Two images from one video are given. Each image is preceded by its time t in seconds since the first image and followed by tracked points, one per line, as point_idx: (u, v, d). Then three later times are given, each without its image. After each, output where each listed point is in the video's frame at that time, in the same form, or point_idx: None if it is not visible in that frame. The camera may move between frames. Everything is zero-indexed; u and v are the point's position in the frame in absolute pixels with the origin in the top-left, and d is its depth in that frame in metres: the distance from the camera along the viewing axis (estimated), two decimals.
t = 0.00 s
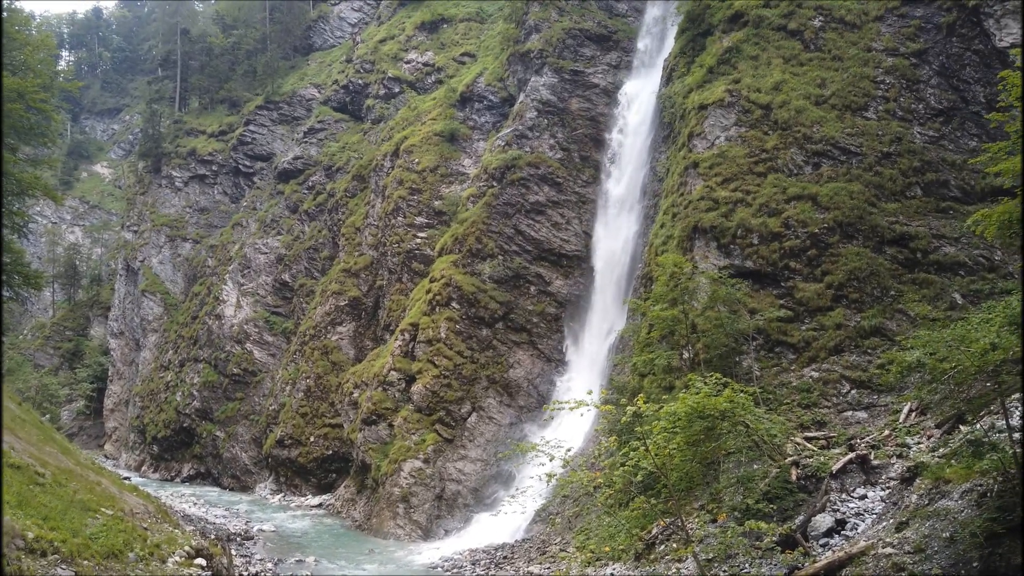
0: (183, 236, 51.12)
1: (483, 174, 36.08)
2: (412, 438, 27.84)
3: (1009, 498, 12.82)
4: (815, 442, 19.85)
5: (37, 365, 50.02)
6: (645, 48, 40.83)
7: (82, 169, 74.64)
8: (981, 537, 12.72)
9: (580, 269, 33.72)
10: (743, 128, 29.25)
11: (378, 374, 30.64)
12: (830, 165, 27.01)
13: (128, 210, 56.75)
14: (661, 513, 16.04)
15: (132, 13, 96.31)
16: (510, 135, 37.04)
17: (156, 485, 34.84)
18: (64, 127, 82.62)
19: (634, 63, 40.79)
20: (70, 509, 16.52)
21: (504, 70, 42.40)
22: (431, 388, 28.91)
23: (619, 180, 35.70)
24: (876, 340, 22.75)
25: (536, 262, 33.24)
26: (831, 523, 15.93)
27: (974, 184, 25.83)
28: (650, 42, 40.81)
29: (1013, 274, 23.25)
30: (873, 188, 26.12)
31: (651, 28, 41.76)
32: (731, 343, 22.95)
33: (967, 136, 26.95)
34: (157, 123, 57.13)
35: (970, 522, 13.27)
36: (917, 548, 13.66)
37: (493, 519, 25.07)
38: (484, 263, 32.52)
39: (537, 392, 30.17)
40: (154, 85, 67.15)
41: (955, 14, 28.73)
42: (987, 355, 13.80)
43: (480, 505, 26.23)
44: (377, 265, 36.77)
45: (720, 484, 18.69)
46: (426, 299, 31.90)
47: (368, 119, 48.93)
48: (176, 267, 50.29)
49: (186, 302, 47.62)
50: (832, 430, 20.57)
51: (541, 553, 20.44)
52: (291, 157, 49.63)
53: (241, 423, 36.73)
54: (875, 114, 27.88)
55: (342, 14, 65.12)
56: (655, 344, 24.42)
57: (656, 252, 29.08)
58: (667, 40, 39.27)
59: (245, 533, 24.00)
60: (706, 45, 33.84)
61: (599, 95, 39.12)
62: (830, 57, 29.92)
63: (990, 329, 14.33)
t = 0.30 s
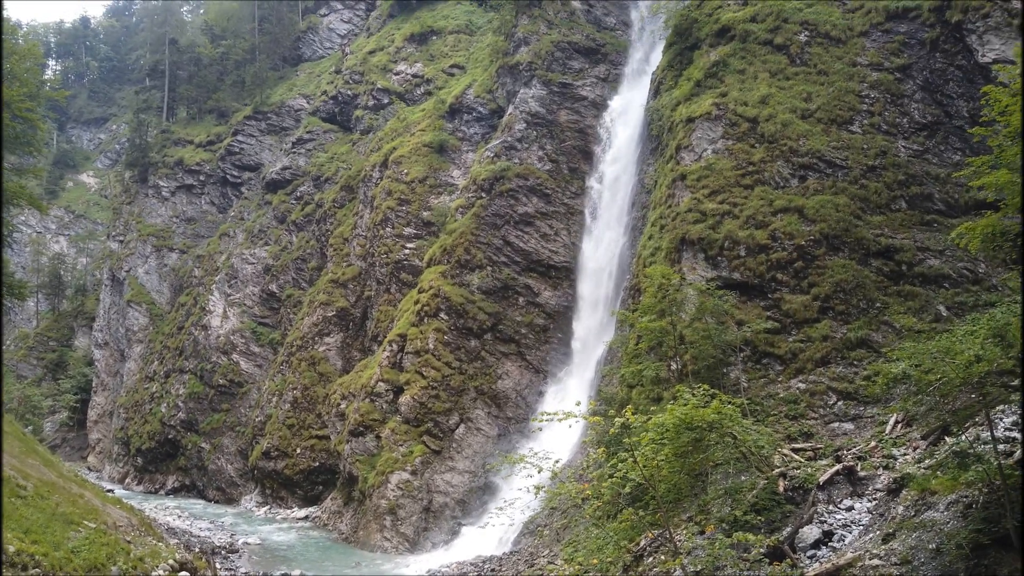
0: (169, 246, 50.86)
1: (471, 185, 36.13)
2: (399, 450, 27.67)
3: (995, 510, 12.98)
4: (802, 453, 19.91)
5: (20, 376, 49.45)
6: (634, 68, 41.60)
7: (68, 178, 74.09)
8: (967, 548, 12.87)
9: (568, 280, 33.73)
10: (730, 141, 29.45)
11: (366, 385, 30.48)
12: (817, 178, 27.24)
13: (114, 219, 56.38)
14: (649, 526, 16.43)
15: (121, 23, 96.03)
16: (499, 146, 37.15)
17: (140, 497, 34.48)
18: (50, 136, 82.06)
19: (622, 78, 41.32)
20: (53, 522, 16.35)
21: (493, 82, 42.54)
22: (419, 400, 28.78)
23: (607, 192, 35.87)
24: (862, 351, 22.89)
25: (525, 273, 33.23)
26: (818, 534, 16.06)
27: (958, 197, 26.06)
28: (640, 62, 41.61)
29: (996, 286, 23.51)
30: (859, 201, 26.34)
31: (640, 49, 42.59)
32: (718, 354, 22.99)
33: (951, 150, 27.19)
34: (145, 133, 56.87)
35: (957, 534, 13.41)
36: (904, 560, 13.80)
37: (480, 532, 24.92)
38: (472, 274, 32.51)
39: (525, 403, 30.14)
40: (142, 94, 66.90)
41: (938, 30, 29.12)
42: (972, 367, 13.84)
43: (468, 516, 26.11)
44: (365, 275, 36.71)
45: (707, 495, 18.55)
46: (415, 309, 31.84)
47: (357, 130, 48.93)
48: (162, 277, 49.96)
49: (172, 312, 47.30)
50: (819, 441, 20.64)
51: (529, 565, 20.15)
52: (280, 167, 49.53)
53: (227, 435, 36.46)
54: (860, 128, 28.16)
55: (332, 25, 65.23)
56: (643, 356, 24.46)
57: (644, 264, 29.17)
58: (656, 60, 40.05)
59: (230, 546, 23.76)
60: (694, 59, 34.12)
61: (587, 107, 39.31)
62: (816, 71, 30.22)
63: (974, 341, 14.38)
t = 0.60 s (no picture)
0: (158, 256, 50.60)
1: (462, 195, 36.15)
2: (389, 460, 27.55)
3: (982, 520, 13.13)
4: (792, 464, 19.93)
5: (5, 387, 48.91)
6: (624, 82, 41.95)
7: (56, 187, 73.54)
8: (956, 560, 12.88)
9: (559, 291, 33.74)
10: (719, 152, 29.62)
11: (356, 396, 30.33)
12: (805, 190, 27.41)
13: (102, 228, 56.02)
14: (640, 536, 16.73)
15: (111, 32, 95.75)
16: (490, 156, 37.21)
17: (126, 509, 34.13)
18: (38, 145, 81.53)
19: (612, 89, 41.61)
20: (37, 534, 16.18)
21: (484, 92, 42.61)
22: (409, 410, 28.68)
23: (597, 203, 35.98)
24: (851, 362, 23.01)
25: (515, 283, 33.22)
26: (808, 545, 16.11)
27: (945, 210, 26.28)
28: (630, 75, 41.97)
29: (983, 297, 23.71)
30: (847, 213, 26.53)
31: (631, 63, 42.97)
32: (708, 365, 22.97)
33: (938, 163, 27.42)
34: (134, 142, 56.60)
35: (946, 544, 13.43)
36: (893, 570, 13.80)
37: (470, 543, 24.79)
38: (463, 284, 32.47)
39: (515, 413, 30.06)
40: (131, 103, 66.75)
41: (924, 44, 29.44)
42: (960, 378, 14.02)
43: (458, 528, 25.96)
44: (355, 285, 36.62)
45: (698, 505, 18.35)
46: (405, 319, 31.77)
47: (348, 140, 48.96)
48: (151, 286, 49.65)
49: (160, 322, 46.97)
50: (808, 452, 20.72)
51: None
52: (270, 177, 49.43)
53: (215, 445, 36.19)
54: (848, 140, 28.38)
55: (323, 35, 65.35)
56: (634, 366, 24.51)
57: (635, 274, 29.23)
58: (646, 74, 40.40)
59: (217, 558, 23.51)
60: (684, 71, 34.35)
61: (578, 118, 39.46)
62: (804, 84, 30.47)
63: (961, 351, 14.55)
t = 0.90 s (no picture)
0: (146, 267, 50.35)
1: (453, 207, 36.15)
2: (379, 473, 27.38)
3: (970, 532, 13.56)
4: (781, 476, 19.94)
5: None
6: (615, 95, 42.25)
7: (44, 197, 73.02)
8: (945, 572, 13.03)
9: (549, 302, 33.75)
10: (709, 165, 29.77)
11: (345, 408, 30.16)
12: (794, 203, 27.59)
13: (90, 239, 55.67)
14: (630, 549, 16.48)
15: (100, 42, 95.37)
16: (480, 168, 37.23)
17: (112, 523, 33.75)
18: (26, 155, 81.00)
19: (603, 102, 41.92)
20: (20, 549, 15.96)
21: (475, 104, 42.69)
22: (398, 422, 28.53)
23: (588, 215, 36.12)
24: (840, 374, 23.07)
25: (506, 294, 33.20)
26: (798, 557, 15.98)
27: (932, 222, 26.49)
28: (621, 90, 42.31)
29: (970, 309, 23.89)
30: (835, 225, 26.70)
31: (621, 77, 43.30)
32: (698, 377, 22.99)
33: (925, 176, 27.65)
34: (123, 152, 56.31)
35: (933, 556, 13.67)
36: None
37: (460, 556, 24.60)
38: (454, 295, 32.42)
39: (505, 426, 29.96)
40: (121, 113, 66.44)
41: (910, 59, 29.78)
42: (947, 391, 14.22)
43: (447, 541, 25.83)
44: (345, 296, 36.54)
45: (688, 518, 18.70)
46: (395, 330, 31.67)
47: (339, 151, 49.00)
48: (139, 297, 49.31)
49: (148, 333, 46.65)
50: (798, 464, 20.75)
51: None
52: (260, 188, 49.34)
53: (203, 458, 35.92)
54: (836, 154, 28.62)
55: (314, 46, 65.51)
56: (625, 378, 24.58)
57: (625, 286, 29.30)
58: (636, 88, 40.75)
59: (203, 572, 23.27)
60: (673, 84, 34.58)
61: (568, 130, 39.61)
62: (792, 98, 30.73)
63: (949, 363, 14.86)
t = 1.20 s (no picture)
0: (136, 278, 50.09)
1: (445, 219, 36.15)
2: (369, 485, 27.22)
3: (961, 544, 13.56)
4: (773, 488, 19.98)
5: None
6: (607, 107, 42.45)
7: (33, 208, 72.47)
8: None
9: (540, 314, 33.75)
10: (699, 178, 29.92)
11: (335, 420, 30.00)
12: (784, 215, 27.73)
13: (79, 249, 55.32)
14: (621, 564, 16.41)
15: (92, 53, 95.01)
16: (472, 179, 37.25)
17: (98, 536, 33.39)
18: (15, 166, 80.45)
19: (594, 114, 42.19)
20: (6, 563, 15.76)
21: (467, 117, 42.79)
22: (389, 434, 28.40)
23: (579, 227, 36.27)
24: (830, 386, 23.15)
25: (497, 306, 33.19)
26: (789, 570, 15.98)
27: (921, 235, 26.67)
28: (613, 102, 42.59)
29: (959, 322, 24.02)
30: (825, 238, 26.87)
31: (613, 88, 43.51)
32: (690, 389, 23.06)
33: (913, 190, 27.85)
34: (114, 162, 56.11)
35: (924, 569, 13.84)
36: None
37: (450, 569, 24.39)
38: (445, 306, 32.34)
39: (496, 438, 29.85)
40: (111, 124, 66.16)
41: (898, 74, 30.06)
42: (936, 403, 14.42)
43: (437, 554, 25.63)
44: (336, 307, 36.44)
45: (679, 530, 18.20)
46: (386, 342, 31.54)
47: (330, 162, 48.99)
48: (128, 308, 49.05)
49: (137, 345, 46.33)
50: (788, 476, 20.81)
51: None
52: (251, 199, 49.25)
53: (191, 470, 35.65)
54: (825, 167, 28.82)
55: (306, 58, 65.63)
56: (617, 390, 24.61)
57: (616, 298, 29.35)
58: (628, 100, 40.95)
59: None
60: (664, 98, 34.78)
61: (559, 142, 39.77)
62: (782, 111, 30.96)
63: (939, 376, 15.14)
